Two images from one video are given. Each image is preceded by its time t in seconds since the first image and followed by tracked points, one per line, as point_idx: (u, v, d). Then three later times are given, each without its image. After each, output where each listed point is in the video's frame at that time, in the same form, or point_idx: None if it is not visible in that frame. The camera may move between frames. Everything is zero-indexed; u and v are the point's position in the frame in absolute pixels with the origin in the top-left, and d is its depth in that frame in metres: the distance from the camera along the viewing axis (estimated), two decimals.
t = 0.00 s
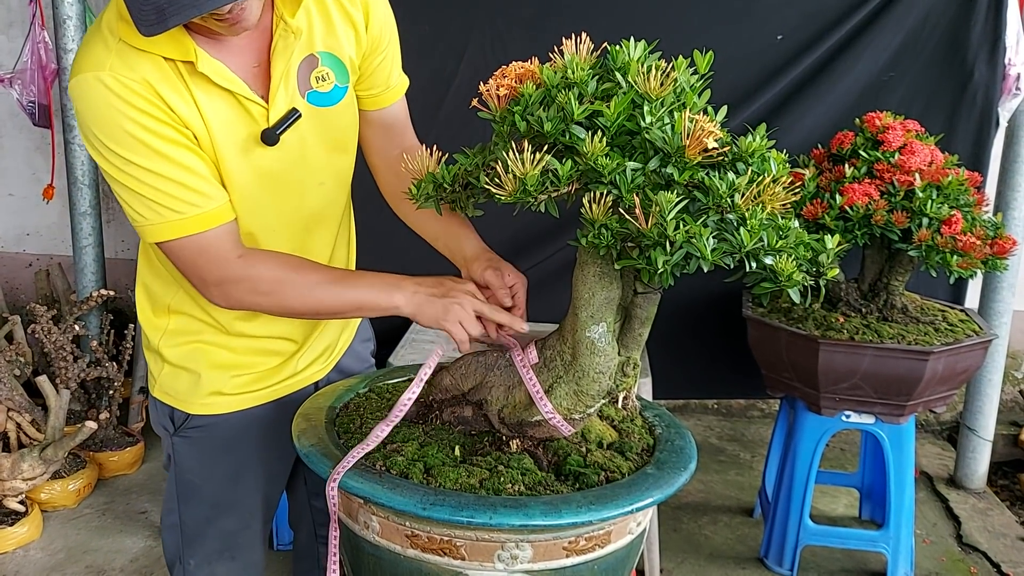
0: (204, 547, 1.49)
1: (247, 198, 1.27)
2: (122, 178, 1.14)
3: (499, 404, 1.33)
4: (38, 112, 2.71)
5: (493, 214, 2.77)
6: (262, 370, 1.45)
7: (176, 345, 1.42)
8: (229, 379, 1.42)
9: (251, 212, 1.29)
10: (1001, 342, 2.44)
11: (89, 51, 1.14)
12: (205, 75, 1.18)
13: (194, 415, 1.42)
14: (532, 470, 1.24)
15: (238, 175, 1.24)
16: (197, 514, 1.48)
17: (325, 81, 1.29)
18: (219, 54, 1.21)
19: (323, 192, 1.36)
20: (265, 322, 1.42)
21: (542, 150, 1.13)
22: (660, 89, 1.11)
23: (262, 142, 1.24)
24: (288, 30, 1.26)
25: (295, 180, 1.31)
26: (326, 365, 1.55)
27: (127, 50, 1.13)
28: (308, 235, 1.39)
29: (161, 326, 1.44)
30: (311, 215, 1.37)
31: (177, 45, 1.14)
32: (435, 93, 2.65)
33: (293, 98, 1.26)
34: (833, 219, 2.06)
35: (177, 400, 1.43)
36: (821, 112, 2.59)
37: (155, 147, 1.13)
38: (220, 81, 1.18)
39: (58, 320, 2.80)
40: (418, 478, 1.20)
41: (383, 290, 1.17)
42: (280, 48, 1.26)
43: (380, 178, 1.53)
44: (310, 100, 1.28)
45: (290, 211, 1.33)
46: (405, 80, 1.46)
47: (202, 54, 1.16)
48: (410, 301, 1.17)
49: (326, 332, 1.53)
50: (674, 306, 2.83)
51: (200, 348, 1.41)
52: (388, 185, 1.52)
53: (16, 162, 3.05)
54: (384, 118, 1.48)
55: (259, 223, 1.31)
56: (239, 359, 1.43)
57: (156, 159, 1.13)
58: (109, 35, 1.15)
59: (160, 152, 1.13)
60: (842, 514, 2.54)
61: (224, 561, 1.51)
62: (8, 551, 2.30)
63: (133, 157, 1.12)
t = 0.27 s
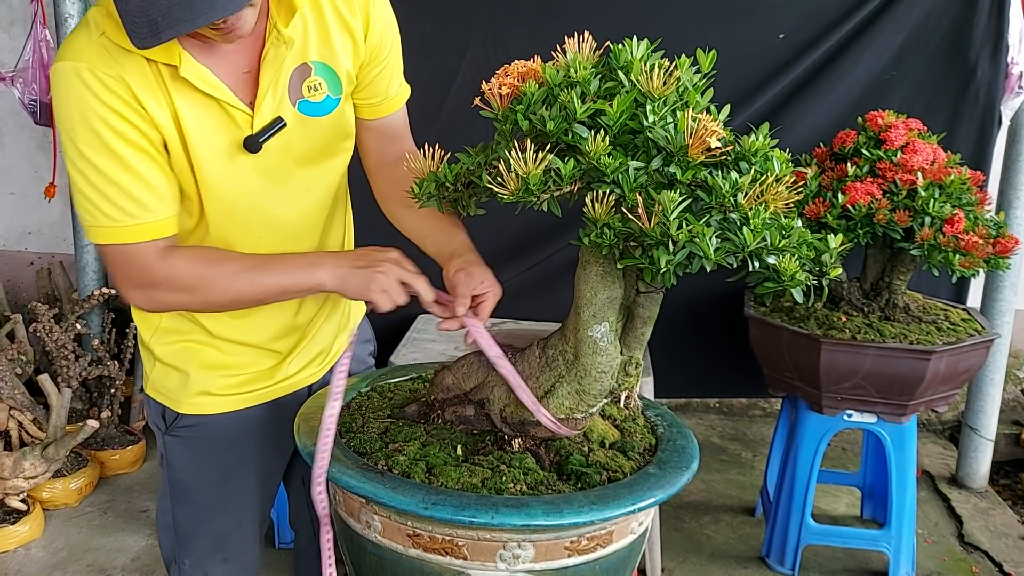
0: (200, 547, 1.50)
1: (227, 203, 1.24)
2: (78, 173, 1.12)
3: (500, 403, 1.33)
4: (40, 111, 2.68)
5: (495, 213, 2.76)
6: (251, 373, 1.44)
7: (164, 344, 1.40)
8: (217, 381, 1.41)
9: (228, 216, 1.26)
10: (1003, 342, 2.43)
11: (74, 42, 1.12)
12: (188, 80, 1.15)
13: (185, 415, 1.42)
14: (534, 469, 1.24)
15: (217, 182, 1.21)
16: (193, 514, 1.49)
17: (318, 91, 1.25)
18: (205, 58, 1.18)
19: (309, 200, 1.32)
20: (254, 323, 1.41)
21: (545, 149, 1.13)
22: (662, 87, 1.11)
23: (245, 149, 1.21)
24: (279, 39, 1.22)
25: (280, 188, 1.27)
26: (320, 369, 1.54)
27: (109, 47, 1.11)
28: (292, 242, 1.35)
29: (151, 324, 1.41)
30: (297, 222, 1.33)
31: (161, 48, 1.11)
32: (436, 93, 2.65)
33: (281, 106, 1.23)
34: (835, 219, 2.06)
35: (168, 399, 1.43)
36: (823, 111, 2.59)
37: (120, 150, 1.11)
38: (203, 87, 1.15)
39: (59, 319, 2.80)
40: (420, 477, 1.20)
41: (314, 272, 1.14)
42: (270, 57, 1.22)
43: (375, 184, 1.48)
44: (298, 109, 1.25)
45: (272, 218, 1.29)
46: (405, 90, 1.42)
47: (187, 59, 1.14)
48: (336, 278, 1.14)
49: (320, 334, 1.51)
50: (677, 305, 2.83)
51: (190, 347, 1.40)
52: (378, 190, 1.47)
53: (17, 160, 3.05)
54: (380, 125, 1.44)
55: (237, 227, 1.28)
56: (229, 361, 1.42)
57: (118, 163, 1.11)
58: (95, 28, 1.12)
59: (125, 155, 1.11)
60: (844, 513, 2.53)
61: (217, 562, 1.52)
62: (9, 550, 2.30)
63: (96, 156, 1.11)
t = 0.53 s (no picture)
0: (199, 548, 1.50)
1: (209, 215, 1.22)
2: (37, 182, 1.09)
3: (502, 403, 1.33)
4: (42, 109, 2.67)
5: (497, 212, 2.76)
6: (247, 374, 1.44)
7: (161, 345, 1.42)
8: (210, 380, 1.41)
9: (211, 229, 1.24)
10: (1005, 341, 2.43)
11: (55, 48, 1.09)
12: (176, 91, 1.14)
13: (181, 414, 1.42)
14: (536, 468, 1.24)
15: (200, 194, 1.19)
16: (191, 515, 1.48)
17: (309, 98, 1.24)
18: (197, 67, 1.16)
19: (294, 214, 1.30)
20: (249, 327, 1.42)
21: (547, 147, 1.13)
22: (665, 86, 1.10)
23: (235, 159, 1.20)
24: (273, 49, 1.22)
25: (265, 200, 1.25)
26: (316, 369, 1.54)
27: (93, 53, 1.09)
28: (276, 255, 1.33)
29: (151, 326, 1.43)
30: (282, 235, 1.31)
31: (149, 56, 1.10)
32: (438, 92, 2.65)
33: (273, 113, 1.21)
34: (838, 218, 2.06)
35: (165, 399, 1.43)
36: (825, 110, 2.58)
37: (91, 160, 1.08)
38: (192, 96, 1.14)
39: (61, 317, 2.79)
40: (422, 476, 1.20)
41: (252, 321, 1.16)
42: (263, 67, 1.21)
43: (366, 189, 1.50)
44: (290, 116, 1.23)
45: (258, 231, 1.27)
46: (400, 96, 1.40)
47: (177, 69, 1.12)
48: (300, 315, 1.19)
49: (315, 338, 1.52)
50: (678, 304, 2.82)
51: (184, 348, 1.40)
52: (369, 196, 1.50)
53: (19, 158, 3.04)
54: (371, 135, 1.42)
55: (221, 241, 1.26)
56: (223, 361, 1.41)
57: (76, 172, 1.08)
58: (78, 36, 1.10)
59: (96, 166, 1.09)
60: (845, 512, 2.53)
61: (213, 563, 1.51)
62: (10, 548, 2.30)
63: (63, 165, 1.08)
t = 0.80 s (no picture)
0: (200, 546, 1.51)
1: (205, 222, 1.25)
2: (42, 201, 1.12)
3: (505, 401, 1.33)
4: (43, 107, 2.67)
5: (498, 210, 2.76)
6: (232, 376, 1.46)
7: (150, 346, 1.44)
8: (196, 380, 1.43)
9: (204, 234, 1.26)
10: (1006, 339, 2.43)
11: (41, 66, 1.10)
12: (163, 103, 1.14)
13: (168, 414, 1.44)
14: (539, 467, 1.24)
15: (192, 202, 1.21)
16: (192, 513, 1.49)
17: (297, 103, 1.26)
18: (184, 76, 1.16)
19: (285, 215, 1.32)
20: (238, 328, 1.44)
21: (549, 145, 1.13)
22: (668, 85, 1.10)
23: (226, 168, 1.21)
24: (257, 55, 1.22)
25: (255, 203, 1.28)
26: (300, 375, 1.57)
27: (79, 70, 1.09)
28: (270, 255, 1.36)
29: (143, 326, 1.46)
30: (275, 236, 1.33)
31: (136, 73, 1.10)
32: (439, 90, 2.65)
33: (262, 120, 1.23)
34: (840, 216, 2.06)
35: (154, 399, 1.46)
36: (827, 108, 2.58)
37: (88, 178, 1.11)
38: (180, 110, 1.14)
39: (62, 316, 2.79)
40: (424, 475, 1.20)
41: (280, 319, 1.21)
42: (249, 74, 1.22)
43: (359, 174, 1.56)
44: (279, 122, 1.25)
45: (249, 233, 1.30)
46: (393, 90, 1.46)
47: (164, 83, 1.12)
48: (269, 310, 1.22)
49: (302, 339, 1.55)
50: (680, 302, 2.82)
51: (171, 349, 1.43)
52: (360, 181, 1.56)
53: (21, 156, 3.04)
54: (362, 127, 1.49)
55: (214, 244, 1.28)
56: (209, 362, 1.44)
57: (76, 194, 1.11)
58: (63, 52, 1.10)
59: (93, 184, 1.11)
60: (847, 511, 2.53)
61: (203, 564, 1.52)
62: (13, 546, 2.30)
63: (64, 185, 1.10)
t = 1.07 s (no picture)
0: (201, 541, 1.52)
1: (211, 223, 1.27)
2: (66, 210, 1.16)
3: (507, 398, 1.33)
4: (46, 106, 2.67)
5: (500, 209, 2.76)
6: (228, 374, 1.46)
7: (145, 343, 1.44)
8: (191, 379, 1.43)
9: (208, 235, 1.29)
10: (1008, 338, 2.43)
11: (43, 77, 1.12)
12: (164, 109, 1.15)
13: (163, 412, 1.44)
14: (540, 464, 1.24)
15: (197, 205, 1.23)
16: (195, 509, 1.50)
17: (296, 103, 1.27)
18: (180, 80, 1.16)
19: (288, 213, 1.34)
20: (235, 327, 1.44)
21: (552, 143, 1.13)
22: (670, 82, 1.10)
23: (228, 171, 1.23)
24: (256, 57, 1.22)
25: (257, 201, 1.29)
26: (300, 369, 1.56)
27: (79, 81, 1.11)
28: (275, 252, 1.37)
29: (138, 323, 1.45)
30: (278, 233, 1.35)
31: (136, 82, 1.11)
32: (441, 89, 2.65)
33: (261, 122, 1.24)
34: (841, 215, 2.06)
35: (150, 396, 1.46)
36: (829, 106, 2.58)
37: (101, 185, 1.14)
38: (181, 115, 1.16)
39: (65, 313, 2.80)
40: (426, 472, 1.20)
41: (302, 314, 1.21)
42: (247, 77, 1.22)
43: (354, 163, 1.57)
44: (278, 123, 1.26)
45: (252, 232, 1.31)
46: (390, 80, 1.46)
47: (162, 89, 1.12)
48: (305, 307, 1.21)
49: (298, 338, 1.55)
50: (682, 300, 2.82)
51: (168, 347, 1.42)
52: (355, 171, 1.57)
53: (23, 154, 3.04)
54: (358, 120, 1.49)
55: (219, 244, 1.31)
56: (205, 361, 1.43)
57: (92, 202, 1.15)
58: (63, 62, 1.12)
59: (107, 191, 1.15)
60: (848, 509, 2.54)
61: (200, 562, 1.53)
62: (15, 543, 2.31)
63: (81, 193, 1.14)
